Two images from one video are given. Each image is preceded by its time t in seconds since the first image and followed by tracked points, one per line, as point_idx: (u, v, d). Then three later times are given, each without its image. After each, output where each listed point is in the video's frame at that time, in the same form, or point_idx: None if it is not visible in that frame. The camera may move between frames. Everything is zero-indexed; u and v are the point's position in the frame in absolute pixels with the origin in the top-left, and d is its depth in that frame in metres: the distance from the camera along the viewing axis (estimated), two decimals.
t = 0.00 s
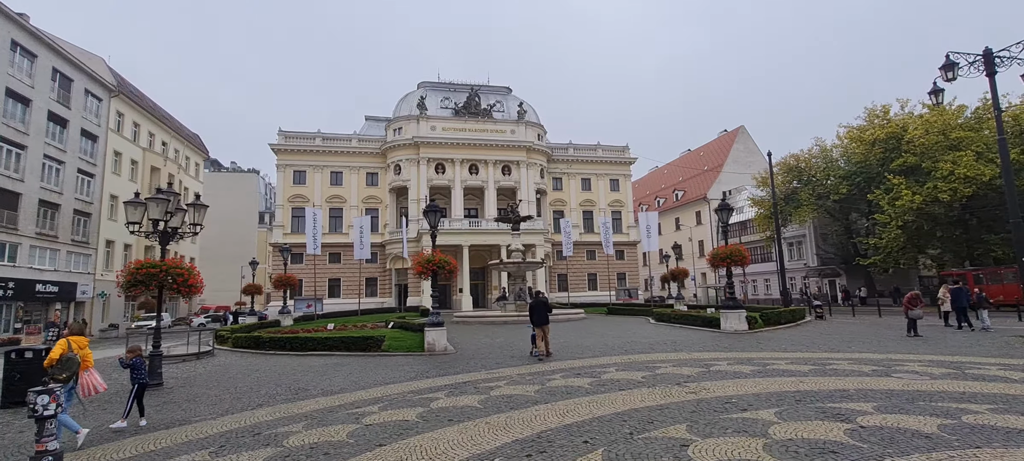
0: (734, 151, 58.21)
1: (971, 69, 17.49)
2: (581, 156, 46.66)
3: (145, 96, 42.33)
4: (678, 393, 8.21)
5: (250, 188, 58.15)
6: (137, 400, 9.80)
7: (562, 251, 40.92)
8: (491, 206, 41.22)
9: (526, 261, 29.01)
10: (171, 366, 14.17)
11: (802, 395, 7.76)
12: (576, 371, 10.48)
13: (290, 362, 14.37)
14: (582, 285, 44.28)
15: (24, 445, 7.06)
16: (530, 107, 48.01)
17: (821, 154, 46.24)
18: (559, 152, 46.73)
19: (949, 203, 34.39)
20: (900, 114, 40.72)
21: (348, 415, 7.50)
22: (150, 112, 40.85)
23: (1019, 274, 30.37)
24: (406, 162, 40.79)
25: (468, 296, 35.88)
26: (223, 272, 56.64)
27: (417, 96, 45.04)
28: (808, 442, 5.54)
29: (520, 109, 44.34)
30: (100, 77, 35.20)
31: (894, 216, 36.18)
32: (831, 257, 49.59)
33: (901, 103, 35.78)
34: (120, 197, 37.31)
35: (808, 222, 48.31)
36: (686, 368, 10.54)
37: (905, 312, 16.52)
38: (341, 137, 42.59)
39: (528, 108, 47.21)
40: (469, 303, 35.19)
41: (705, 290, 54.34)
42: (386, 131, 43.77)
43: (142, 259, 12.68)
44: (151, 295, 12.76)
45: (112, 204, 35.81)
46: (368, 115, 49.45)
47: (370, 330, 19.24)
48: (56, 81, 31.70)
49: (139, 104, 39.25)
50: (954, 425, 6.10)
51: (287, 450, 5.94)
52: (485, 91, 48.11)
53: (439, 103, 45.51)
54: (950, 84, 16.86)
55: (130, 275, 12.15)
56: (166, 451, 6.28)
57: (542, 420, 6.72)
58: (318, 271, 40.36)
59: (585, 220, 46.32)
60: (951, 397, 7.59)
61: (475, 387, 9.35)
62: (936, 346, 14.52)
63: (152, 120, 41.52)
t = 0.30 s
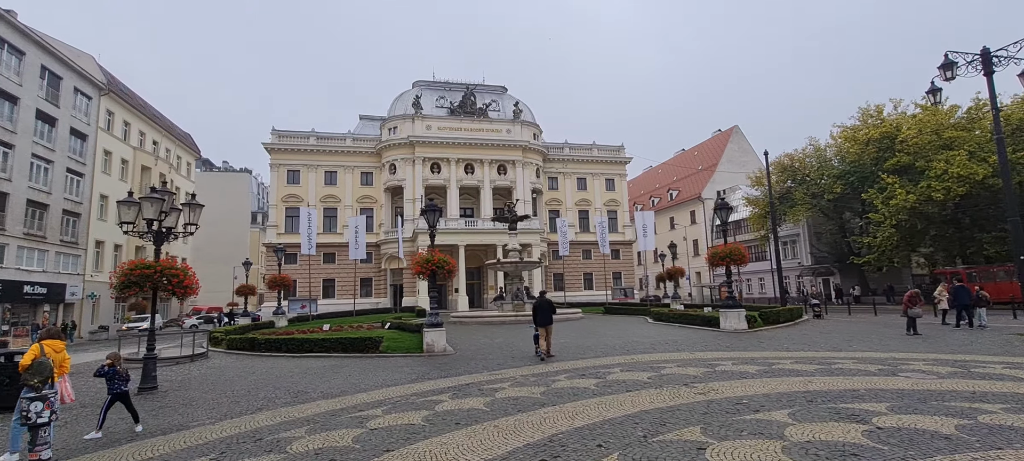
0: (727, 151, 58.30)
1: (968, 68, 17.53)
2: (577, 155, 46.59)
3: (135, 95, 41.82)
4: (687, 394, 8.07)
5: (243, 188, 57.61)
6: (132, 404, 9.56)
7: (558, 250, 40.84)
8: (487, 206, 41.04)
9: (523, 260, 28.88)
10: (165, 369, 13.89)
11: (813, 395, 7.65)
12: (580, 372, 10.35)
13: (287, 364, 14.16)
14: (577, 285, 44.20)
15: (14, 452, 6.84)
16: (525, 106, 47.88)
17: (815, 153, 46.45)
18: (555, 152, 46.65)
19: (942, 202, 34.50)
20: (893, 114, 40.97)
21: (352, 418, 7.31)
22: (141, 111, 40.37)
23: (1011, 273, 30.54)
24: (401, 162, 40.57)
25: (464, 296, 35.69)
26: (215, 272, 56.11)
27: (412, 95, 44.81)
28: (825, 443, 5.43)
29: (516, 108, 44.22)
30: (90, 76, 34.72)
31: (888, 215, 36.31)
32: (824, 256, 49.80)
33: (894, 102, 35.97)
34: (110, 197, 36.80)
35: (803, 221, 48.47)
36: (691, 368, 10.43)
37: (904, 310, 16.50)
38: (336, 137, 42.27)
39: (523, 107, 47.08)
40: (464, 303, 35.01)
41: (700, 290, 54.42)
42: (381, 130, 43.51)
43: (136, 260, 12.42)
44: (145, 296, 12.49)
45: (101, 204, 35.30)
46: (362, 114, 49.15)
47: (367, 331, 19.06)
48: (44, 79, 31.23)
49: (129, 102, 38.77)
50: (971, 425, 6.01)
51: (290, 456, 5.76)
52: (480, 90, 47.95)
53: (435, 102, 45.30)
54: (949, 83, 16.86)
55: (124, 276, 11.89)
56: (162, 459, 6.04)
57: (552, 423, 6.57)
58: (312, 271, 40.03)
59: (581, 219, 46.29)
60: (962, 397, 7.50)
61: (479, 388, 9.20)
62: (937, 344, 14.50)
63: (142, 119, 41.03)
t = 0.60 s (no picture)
0: (725, 152, 58.24)
1: (972, 67, 17.43)
2: (575, 156, 46.43)
3: (130, 94, 41.38)
4: (700, 396, 7.87)
5: (238, 188, 57.13)
6: (127, 407, 9.27)
7: (557, 251, 40.65)
8: (485, 206, 40.80)
9: (523, 261, 28.67)
10: (161, 371, 13.59)
11: (830, 397, 7.46)
12: (587, 374, 10.14)
13: (285, 366, 13.88)
14: (576, 285, 44.05)
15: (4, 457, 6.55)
16: (523, 107, 47.69)
17: (813, 154, 46.46)
18: (553, 153, 46.47)
19: (941, 202, 34.40)
20: (892, 115, 40.94)
21: (356, 423, 7.05)
22: (135, 111, 39.94)
23: (1009, 273, 30.52)
24: (399, 162, 40.31)
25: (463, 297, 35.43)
26: (210, 273, 55.64)
27: (410, 95, 44.54)
28: (852, 447, 5.23)
29: (514, 108, 44.03)
30: (83, 74, 34.31)
31: (887, 215, 36.26)
32: (823, 256, 49.77)
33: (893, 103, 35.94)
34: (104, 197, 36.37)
35: (801, 222, 48.42)
36: (700, 369, 10.23)
37: (909, 310, 16.39)
38: (333, 137, 41.92)
39: (522, 107, 46.88)
40: (463, 304, 34.79)
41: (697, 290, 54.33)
42: (378, 130, 43.25)
43: (130, 259, 12.12)
44: (140, 297, 12.20)
45: (95, 204, 34.87)
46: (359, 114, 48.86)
47: (366, 332, 18.78)
48: (37, 77, 30.82)
49: (124, 102, 38.35)
50: (998, 428, 5.82)
51: None
52: (479, 90, 47.72)
53: (433, 102, 45.06)
54: (953, 82, 16.74)
55: (118, 277, 11.59)
56: None
57: (564, 427, 6.36)
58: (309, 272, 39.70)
59: (579, 220, 46.15)
60: (982, 398, 7.32)
61: (485, 390, 8.98)
62: (943, 344, 14.37)
63: (137, 119, 40.60)
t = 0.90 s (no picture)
0: (725, 161, 58.22)
1: (980, 79, 17.32)
2: (576, 161, 46.31)
3: (129, 90, 41.13)
4: (710, 407, 7.65)
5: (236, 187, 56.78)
6: (119, 407, 8.99)
7: (557, 256, 40.47)
8: (485, 210, 40.62)
9: (522, 265, 28.46)
10: (154, 370, 13.31)
11: (844, 410, 7.26)
12: (592, 381, 9.93)
13: (282, 367, 13.62)
14: (574, 291, 43.85)
15: None
16: (525, 111, 47.58)
17: (814, 165, 46.49)
18: (554, 157, 46.33)
19: (942, 215, 34.31)
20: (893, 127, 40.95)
21: (356, 428, 6.81)
22: (135, 106, 39.69)
23: (1009, 287, 30.44)
24: (399, 164, 40.11)
25: (460, 301, 35.20)
26: (206, 271, 55.27)
27: (412, 96, 44.40)
28: None
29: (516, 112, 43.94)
30: (84, 69, 34.06)
31: (887, 227, 36.16)
32: (821, 267, 49.69)
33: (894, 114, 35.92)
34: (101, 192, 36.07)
35: (800, 232, 48.32)
36: (707, 379, 10.02)
37: (914, 322, 16.18)
38: (333, 137, 41.71)
39: (523, 112, 46.79)
40: (460, 308, 34.57)
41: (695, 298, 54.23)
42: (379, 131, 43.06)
43: (126, 255, 11.86)
44: (135, 294, 11.93)
45: (91, 199, 34.54)
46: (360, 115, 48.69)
47: (363, 335, 18.50)
48: (37, 70, 30.57)
49: (123, 97, 38.09)
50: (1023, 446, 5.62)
51: None
52: (481, 93, 47.61)
53: (434, 105, 44.91)
54: (962, 93, 16.61)
55: (113, 272, 11.33)
56: None
57: (573, 437, 6.14)
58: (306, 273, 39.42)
59: (579, 225, 45.99)
60: (1001, 414, 7.12)
61: (488, 397, 8.75)
62: (949, 357, 14.20)
63: (136, 114, 40.33)
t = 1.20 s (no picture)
0: (723, 163, 58.20)
1: (984, 81, 17.24)
2: (575, 162, 46.21)
3: (125, 88, 40.78)
4: (723, 409, 7.49)
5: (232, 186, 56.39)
6: (116, 408, 8.77)
7: (556, 257, 40.32)
8: (484, 210, 40.44)
9: (522, 266, 28.26)
10: (151, 371, 13.07)
11: (860, 413, 7.11)
12: (599, 383, 9.75)
13: (281, 368, 13.40)
14: (573, 292, 43.71)
15: None
16: (524, 111, 47.46)
17: (813, 167, 46.50)
18: (553, 158, 46.21)
19: (942, 217, 34.28)
20: (892, 129, 41.01)
21: (362, 431, 6.61)
22: (131, 105, 39.35)
23: (1008, 290, 30.42)
24: (397, 163, 39.88)
25: (459, 302, 35.01)
26: (202, 272, 54.90)
27: (411, 96, 44.20)
28: None
29: (515, 113, 43.81)
30: (79, 66, 33.72)
31: (887, 229, 36.12)
32: (820, 269, 49.70)
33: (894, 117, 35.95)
34: (96, 191, 35.73)
35: (799, 234, 48.29)
36: (715, 381, 9.86)
37: (919, 325, 16.07)
38: (331, 136, 41.48)
39: (523, 112, 46.66)
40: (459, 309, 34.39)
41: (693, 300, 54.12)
42: (377, 131, 42.86)
43: (124, 253, 11.62)
44: (132, 292, 11.70)
45: (86, 198, 34.19)
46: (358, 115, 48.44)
47: (363, 335, 18.26)
48: (32, 68, 30.23)
49: (119, 95, 37.76)
50: None
51: None
52: (479, 94, 47.45)
53: (433, 105, 44.70)
54: (967, 94, 16.52)
55: (111, 271, 11.11)
56: None
57: (587, 440, 5.97)
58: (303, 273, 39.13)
59: (577, 227, 45.87)
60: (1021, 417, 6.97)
61: (495, 398, 8.56)
62: (955, 358, 14.07)
63: (132, 113, 39.99)
